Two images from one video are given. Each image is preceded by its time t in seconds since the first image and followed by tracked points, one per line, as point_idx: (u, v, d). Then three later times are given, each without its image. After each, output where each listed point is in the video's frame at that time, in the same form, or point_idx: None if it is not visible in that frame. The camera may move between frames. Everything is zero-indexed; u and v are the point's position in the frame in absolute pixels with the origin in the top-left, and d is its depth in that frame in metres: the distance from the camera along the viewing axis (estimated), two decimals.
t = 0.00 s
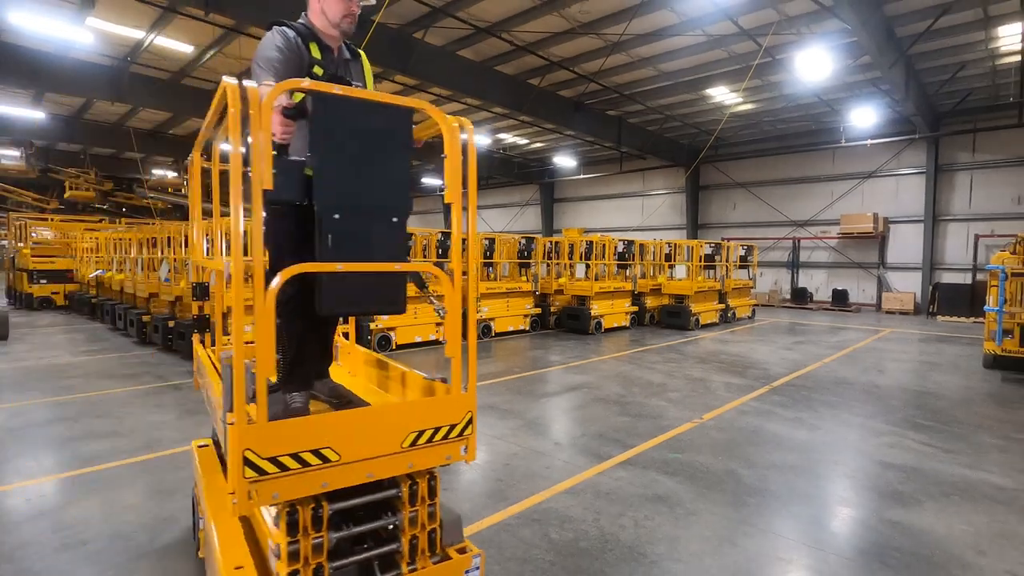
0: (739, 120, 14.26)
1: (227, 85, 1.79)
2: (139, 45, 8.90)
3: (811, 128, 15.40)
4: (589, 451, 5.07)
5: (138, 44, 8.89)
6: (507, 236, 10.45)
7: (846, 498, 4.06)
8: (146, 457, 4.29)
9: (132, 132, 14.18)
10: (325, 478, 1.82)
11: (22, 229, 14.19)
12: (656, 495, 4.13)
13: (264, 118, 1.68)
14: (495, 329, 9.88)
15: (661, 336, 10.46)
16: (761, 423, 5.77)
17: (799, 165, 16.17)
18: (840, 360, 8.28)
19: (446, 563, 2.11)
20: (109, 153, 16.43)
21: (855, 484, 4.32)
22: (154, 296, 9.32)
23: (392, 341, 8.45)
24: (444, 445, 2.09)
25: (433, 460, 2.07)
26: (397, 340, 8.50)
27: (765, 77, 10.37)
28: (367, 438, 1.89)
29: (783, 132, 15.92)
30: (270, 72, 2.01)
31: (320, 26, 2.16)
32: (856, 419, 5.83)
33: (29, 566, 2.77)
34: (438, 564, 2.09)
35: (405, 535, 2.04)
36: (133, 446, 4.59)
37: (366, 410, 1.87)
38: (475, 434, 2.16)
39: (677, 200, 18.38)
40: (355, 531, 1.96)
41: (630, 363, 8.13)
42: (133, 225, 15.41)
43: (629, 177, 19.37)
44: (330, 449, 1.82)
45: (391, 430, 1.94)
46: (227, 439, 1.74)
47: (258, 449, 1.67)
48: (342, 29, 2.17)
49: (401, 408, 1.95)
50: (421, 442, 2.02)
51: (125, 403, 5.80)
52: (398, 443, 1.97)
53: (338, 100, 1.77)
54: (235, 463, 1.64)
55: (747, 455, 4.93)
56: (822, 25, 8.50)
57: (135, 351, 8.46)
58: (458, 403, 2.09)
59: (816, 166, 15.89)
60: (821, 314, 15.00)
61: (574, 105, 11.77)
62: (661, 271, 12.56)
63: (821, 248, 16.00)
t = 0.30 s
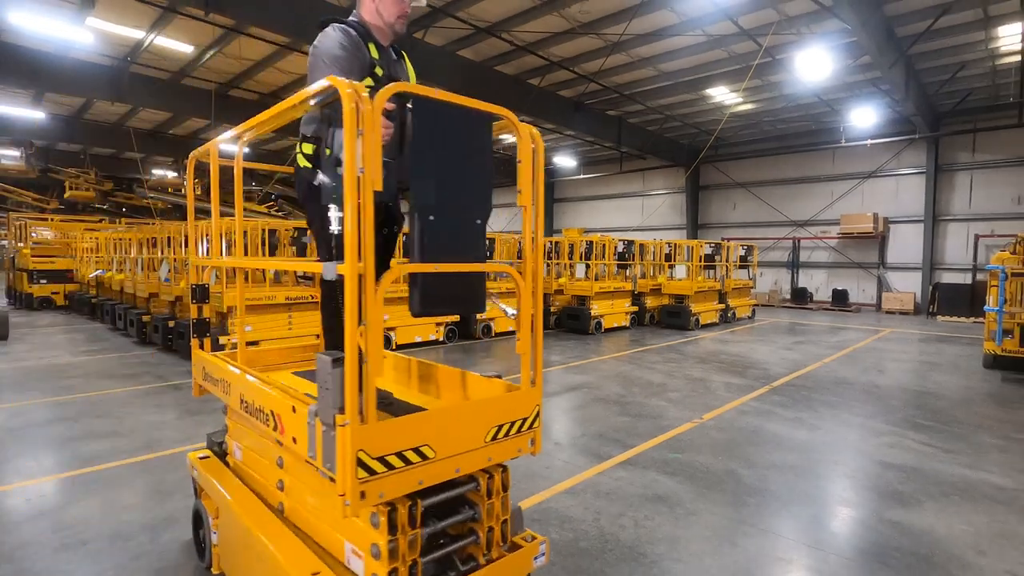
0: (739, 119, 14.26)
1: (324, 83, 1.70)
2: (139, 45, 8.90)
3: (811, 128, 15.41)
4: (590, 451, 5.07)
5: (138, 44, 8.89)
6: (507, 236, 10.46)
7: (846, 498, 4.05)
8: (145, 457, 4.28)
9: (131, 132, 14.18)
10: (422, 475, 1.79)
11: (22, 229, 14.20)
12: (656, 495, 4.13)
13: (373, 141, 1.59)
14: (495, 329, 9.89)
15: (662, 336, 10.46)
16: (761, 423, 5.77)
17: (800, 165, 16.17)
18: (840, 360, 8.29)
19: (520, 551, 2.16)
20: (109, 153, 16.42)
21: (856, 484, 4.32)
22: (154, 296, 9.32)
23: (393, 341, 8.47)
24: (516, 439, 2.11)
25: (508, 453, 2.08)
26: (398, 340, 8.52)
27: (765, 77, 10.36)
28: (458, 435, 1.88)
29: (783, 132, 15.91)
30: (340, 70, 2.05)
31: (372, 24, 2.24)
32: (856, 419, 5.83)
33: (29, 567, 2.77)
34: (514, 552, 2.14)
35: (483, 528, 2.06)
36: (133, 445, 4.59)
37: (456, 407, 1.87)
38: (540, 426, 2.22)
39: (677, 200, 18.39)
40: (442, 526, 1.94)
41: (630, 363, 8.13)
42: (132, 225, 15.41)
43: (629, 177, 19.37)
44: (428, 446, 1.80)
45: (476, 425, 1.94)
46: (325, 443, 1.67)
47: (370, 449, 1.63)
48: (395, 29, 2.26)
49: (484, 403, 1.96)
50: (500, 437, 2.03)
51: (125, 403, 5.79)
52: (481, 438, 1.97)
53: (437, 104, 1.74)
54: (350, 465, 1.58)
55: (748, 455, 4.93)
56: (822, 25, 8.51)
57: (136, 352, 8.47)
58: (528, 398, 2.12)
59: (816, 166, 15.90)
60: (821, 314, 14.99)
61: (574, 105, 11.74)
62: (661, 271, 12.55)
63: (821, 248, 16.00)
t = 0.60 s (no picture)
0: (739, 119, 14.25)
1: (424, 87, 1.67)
2: (139, 45, 8.90)
3: (811, 128, 15.41)
4: (590, 451, 5.06)
5: (138, 44, 8.90)
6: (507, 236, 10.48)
7: (846, 498, 4.05)
8: (144, 458, 4.27)
9: (131, 132, 14.18)
10: (514, 468, 1.80)
11: (22, 229, 14.21)
12: (656, 495, 4.12)
13: (474, 147, 1.56)
14: (495, 329, 9.91)
15: (662, 336, 10.46)
16: (761, 423, 5.77)
17: (800, 164, 16.16)
18: (840, 360, 8.29)
19: (581, 535, 2.22)
20: (109, 152, 16.42)
21: (856, 484, 4.31)
22: (154, 296, 9.33)
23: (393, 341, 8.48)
24: (575, 430, 2.17)
25: (571, 444, 2.14)
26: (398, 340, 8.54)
27: (765, 77, 10.36)
28: (540, 429, 1.92)
29: (783, 131, 15.90)
30: (411, 70, 2.06)
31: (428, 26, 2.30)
32: (855, 420, 5.83)
33: (29, 567, 2.77)
34: (576, 537, 2.21)
35: (552, 515, 2.09)
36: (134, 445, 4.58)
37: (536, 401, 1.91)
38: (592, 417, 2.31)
39: (677, 200, 18.40)
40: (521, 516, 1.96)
41: (630, 363, 8.13)
42: (133, 225, 15.41)
43: (629, 177, 19.36)
44: (518, 440, 1.83)
45: (550, 418, 1.99)
46: (425, 441, 1.65)
47: (478, 444, 1.65)
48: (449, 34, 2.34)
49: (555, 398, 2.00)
50: (567, 429, 2.09)
51: (125, 403, 5.79)
52: (553, 429, 2.02)
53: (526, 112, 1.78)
54: (463, 459, 1.59)
55: (748, 455, 4.93)
56: (822, 25, 8.51)
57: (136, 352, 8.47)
58: (586, 390, 2.18)
59: (816, 166, 15.90)
60: (821, 314, 14.99)
61: (574, 105, 11.73)
62: (661, 271, 12.54)
63: (821, 248, 16.00)
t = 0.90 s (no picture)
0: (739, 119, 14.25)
1: (515, 99, 1.73)
2: (139, 45, 8.90)
3: (811, 128, 15.42)
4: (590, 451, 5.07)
5: (138, 44, 8.90)
6: (507, 236, 10.49)
7: (846, 498, 4.06)
8: (143, 458, 4.26)
9: (131, 132, 14.17)
10: (592, 456, 1.89)
11: (22, 229, 14.22)
12: (656, 495, 4.12)
13: (574, 156, 1.66)
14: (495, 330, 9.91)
15: (662, 336, 10.47)
16: (761, 423, 5.76)
17: (800, 164, 16.17)
18: (839, 360, 8.30)
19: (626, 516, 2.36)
20: (109, 152, 16.42)
21: (855, 484, 4.31)
22: (154, 296, 9.34)
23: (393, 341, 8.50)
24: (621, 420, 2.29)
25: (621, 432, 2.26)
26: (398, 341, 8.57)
27: (765, 77, 10.36)
28: (607, 421, 2.03)
29: (783, 132, 15.90)
30: (475, 72, 2.10)
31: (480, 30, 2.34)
32: (855, 420, 5.83)
33: (29, 567, 2.77)
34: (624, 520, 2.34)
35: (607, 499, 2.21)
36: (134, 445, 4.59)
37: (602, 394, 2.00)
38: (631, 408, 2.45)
39: (677, 200, 18.41)
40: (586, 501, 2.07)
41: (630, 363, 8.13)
42: (133, 225, 15.41)
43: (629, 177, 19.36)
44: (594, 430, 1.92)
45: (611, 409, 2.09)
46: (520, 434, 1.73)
47: (574, 434, 1.73)
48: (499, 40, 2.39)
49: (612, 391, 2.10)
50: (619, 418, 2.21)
51: (125, 403, 5.79)
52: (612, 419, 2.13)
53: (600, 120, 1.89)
54: (564, 448, 1.68)
55: (748, 455, 4.92)
56: (822, 25, 8.51)
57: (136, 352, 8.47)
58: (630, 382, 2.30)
59: (815, 166, 15.91)
60: (821, 314, 14.98)
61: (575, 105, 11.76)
62: (661, 271, 12.53)
63: (821, 248, 16.00)
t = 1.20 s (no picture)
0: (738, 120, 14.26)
1: (597, 110, 1.83)
2: (139, 45, 8.90)
3: (811, 128, 15.40)
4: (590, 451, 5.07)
5: (138, 44, 8.90)
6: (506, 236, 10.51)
7: (846, 498, 4.06)
8: (144, 458, 4.26)
9: (131, 132, 14.17)
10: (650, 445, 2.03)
11: (22, 229, 14.23)
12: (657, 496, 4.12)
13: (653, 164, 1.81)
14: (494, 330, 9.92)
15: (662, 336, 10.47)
16: (761, 423, 5.76)
17: (799, 164, 16.18)
18: (839, 360, 8.30)
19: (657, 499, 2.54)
20: (108, 152, 16.44)
21: (855, 484, 4.31)
22: (154, 296, 9.35)
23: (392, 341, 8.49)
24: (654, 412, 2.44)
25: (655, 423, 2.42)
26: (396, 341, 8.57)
27: (765, 77, 10.36)
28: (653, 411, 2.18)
29: (783, 132, 15.91)
30: (536, 81, 2.16)
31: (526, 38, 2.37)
32: (855, 420, 5.83)
33: (29, 567, 2.77)
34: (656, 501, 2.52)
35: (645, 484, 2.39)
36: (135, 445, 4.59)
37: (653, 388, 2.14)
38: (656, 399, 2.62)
39: (677, 200, 18.45)
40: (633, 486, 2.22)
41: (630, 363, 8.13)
42: (133, 225, 15.41)
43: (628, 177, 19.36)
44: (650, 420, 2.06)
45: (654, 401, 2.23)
46: (600, 424, 1.83)
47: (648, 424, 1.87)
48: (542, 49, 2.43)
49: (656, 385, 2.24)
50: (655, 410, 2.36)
51: (125, 403, 5.80)
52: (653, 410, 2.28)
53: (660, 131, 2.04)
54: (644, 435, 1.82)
55: (749, 455, 4.92)
56: (822, 25, 8.51)
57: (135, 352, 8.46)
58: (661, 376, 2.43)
59: (815, 166, 15.92)
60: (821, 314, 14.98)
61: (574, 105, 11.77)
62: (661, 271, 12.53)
63: (821, 248, 16.01)
